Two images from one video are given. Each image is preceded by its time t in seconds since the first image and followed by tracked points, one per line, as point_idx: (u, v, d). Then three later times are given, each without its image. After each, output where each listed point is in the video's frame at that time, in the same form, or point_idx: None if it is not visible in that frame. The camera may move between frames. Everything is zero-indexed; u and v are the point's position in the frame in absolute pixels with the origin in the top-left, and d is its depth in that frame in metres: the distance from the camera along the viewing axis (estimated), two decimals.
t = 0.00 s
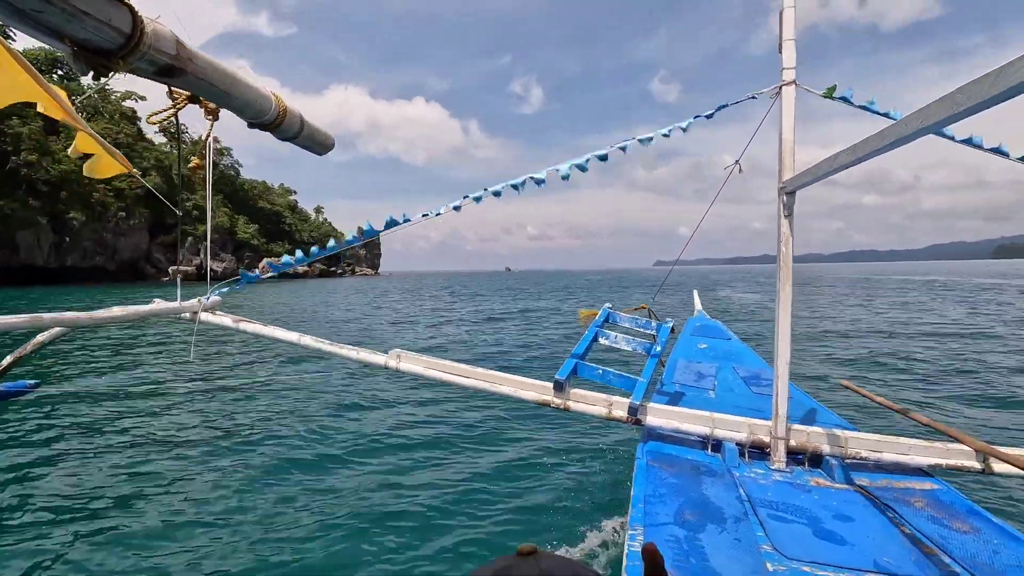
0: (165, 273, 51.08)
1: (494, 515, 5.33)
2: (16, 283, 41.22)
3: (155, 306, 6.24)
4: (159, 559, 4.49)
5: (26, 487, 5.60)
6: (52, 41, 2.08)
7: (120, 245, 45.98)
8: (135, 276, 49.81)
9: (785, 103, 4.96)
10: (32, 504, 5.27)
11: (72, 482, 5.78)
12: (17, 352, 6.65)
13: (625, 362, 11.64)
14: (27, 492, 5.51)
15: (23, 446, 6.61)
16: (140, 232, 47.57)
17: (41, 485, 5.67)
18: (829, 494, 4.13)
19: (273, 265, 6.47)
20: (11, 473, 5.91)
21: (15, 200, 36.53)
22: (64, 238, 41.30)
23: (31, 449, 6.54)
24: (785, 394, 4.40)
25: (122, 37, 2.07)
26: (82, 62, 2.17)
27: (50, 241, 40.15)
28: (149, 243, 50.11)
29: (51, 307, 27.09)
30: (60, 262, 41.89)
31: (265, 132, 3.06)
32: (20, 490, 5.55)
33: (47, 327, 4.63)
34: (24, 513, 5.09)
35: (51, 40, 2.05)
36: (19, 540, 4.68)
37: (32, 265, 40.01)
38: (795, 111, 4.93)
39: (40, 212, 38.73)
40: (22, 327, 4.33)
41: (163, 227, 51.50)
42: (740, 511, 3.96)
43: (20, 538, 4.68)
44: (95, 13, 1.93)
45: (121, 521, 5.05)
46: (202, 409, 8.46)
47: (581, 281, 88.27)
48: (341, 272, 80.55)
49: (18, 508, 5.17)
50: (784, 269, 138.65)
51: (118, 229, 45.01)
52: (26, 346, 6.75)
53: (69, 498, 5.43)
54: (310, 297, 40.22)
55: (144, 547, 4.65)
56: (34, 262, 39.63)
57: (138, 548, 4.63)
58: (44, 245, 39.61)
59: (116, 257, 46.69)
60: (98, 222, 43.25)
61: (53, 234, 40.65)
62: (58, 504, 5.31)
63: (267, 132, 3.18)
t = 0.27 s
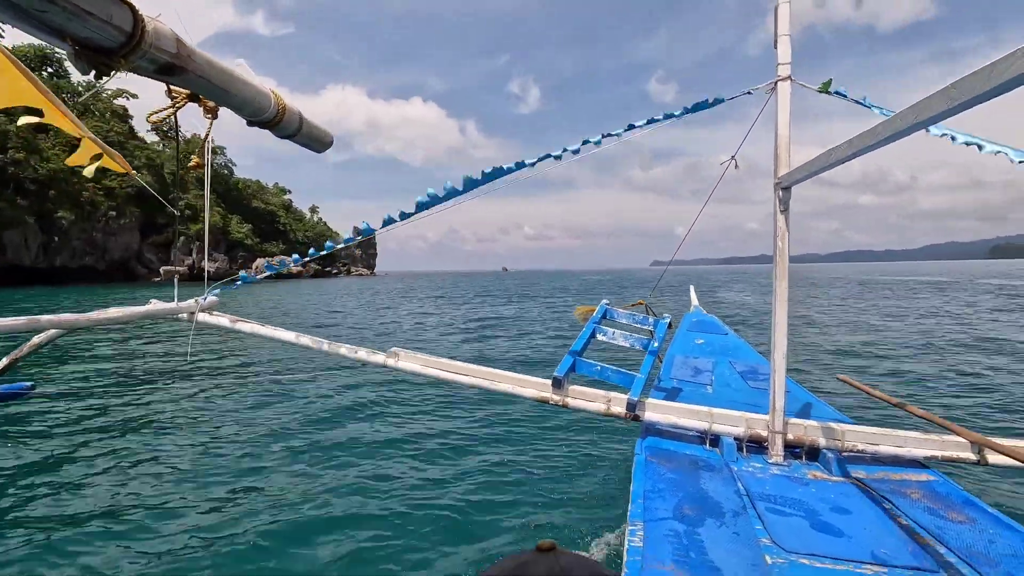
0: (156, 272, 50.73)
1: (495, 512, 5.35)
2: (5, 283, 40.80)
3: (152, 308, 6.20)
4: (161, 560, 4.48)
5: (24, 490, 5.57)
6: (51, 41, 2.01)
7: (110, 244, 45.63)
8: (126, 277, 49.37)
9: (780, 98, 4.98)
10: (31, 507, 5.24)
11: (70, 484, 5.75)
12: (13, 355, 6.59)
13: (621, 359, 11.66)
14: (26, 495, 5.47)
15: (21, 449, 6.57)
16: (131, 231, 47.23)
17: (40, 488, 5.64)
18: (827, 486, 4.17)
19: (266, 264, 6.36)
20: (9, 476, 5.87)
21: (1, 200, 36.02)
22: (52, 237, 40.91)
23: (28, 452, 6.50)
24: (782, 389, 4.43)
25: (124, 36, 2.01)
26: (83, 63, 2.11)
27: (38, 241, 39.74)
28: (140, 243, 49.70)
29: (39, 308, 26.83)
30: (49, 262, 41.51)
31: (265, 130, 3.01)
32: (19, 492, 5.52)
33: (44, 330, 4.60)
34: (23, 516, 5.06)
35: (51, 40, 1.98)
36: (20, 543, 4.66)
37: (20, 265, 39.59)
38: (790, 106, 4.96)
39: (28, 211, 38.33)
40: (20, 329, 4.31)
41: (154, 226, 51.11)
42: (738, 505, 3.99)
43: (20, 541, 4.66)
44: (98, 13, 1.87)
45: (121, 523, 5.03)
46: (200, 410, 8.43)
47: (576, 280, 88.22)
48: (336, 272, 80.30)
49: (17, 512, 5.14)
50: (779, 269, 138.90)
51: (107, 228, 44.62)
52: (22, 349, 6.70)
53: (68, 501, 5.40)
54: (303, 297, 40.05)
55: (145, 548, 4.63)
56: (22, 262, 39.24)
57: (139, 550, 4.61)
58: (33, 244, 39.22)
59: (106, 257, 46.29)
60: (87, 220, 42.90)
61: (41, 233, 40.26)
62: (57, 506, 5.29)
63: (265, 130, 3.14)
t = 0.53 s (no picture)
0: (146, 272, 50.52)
1: (495, 519, 5.35)
2: None
3: (147, 320, 6.17)
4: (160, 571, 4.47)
5: (21, 505, 5.53)
6: (49, 59, 2.04)
7: (99, 245, 45.38)
8: (115, 278, 49.09)
9: (771, 101, 5.01)
10: (30, 522, 5.21)
11: (69, 498, 5.72)
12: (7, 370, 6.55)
13: (617, 362, 11.67)
14: (23, 509, 5.44)
15: (17, 464, 6.52)
16: (121, 231, 46.99)
17: (38, 502, 5.60)
18: (825, 488, 4.19)
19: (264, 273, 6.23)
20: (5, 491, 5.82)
21: None
22: (40, 237, 40.65)
23: (24, 467, 6.45)
24: (778, 391, 4.45)
25: (121, 53, 2.03)
26: (80, 79, 2.13)
27: (26, 241, 39.47)
28: (130, 243, 49.25)
29: (27, 311, 26.62)
30: (37, 262, 41.24)
31: (261, 142, 3.02)
32: (16, 507, 5.48)
33: (40, 342, 4.59)
34: (22, 531, 5.03)
35: (48, 58, 2.01)
36: (18, 558, 4.63)
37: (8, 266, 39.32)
38: (781, 108, 4.98)
39: (15, 211, 38.08)
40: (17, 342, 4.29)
41: (143, 226, 50.72)
42: (738, 508, 4.00)
43: (19, 557, 4.63)
44: (95, 31, 1.89)
45: (121, 536, 5.01)
46: (198, 422, 8.40)
47: (571, 281, 88.16)
48: (330, 273, 80.05)
49: (14, 527, 5.10)
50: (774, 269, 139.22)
51: (96, 228, 44.37)
52: (16, 363, 6.66)
53: (67, 514, 5.37)
54: (296, 298, 39.92)
55: (144, 561, 4.62)
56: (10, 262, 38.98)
57: (138, 562, 4.60)
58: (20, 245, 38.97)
59: (95, 257, 46.01)
60: (75, 220, 42.66)
61: (29, 233, 39.99)
62: (56, 520, 5.25)
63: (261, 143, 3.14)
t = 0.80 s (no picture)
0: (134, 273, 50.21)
1: (492, 524, 5.31)
2: None
3: (140, 326, 6.09)
4: None
5: (12, 515, 5.44)
6: (36, 51, 1.99)
7: (86, 245, 45.00)
8: (103, 278, 48.72)
9: (764, 103, 5.01)
10: (22, 532, 5.12)
11: (60, 507, 5.63)
12: None
13: (613, 366, 11.65)
14: (15, 519, 5.35)
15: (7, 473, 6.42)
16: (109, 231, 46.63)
17: (30, 512, 5.51)
18: (823, 489, 4.18)
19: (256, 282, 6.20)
20: None
21: None
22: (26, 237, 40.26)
23: (15, 476, 6.35)
24: (774, 392, 4.44)
25: (110, 46, 1.99)
26: (69, 73, 2.09)
27: (11, 241, 39.07)
28: (118, 243, 48.84)
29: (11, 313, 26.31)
30: (23, 263, 40.84)
31: (253, 142, 2.98)
32: (7, 517, 5.39)
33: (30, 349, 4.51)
34: (13, 542, 4.95)
35: (35, 49, 1.97)
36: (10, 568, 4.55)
37: None
38: (774, 111, 4.98)
39: None
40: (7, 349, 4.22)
41: (132, 226, 50.34)
42: (736, 510, 3.98)
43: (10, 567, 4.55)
44: (83, 23, 1.85)
45: (115, 544, 4.94)
46: (191, 429, 8.30)
47: (565, 281, 88.11)
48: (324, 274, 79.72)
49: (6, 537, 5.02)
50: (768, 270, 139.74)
51: (83, 228, 44.00)
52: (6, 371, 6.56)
53: (59, 524, 5.29)
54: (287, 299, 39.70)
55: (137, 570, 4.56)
56: None
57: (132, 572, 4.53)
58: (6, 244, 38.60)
59: (82, 258, 45.61)
60: (62, 219, 42.32)
61: (14, 233, 39.60)
62: (48, 530, 5.17)
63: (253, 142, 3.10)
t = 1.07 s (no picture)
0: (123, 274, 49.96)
1: (488, 525, 5.31)
2: None
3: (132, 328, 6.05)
4: None
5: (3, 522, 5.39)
6: (25, 59, 1.98)
7: (74, 245, 44.66)
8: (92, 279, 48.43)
9: (756, 105, 5.04)
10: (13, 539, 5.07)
11: (52, 513, 5.57)
12: None
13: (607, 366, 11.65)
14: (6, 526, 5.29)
15: None
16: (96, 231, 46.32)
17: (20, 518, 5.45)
18: (816, 487, 4.20)
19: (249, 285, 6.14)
20: None
21: None
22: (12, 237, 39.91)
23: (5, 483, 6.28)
24: (768, 392, 4.46)
25: (98, 52, 1.98)
26: (58, 80, 2.08)
27: None
28: (106, 244, 48.47)
29: None
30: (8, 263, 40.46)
31: (245, 146, 2.96)
32: None
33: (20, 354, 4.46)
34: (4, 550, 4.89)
35: (23, 56, 1.96)
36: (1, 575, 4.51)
37: None
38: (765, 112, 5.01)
39: None
40: None
41: (121, 226, 50.00)
42: (730, 509, 4.00)
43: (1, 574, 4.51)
44: (70, 30, 1.84)
45: (108, 549, 4.91)
46: (184, 433, 8.24)
47: (559, 282, 88.05)
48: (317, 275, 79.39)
49: None
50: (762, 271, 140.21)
51: (69, 228, 43.65)
52: None
53: (51, 530, 5.24)
54: (278, 300, 39.51)
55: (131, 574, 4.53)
56: None
57: None
58: None
59: (69, 258, 45.24)
60: (49, 219, 41.98)
61: None
62: (40, 536, 5.12)
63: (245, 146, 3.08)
